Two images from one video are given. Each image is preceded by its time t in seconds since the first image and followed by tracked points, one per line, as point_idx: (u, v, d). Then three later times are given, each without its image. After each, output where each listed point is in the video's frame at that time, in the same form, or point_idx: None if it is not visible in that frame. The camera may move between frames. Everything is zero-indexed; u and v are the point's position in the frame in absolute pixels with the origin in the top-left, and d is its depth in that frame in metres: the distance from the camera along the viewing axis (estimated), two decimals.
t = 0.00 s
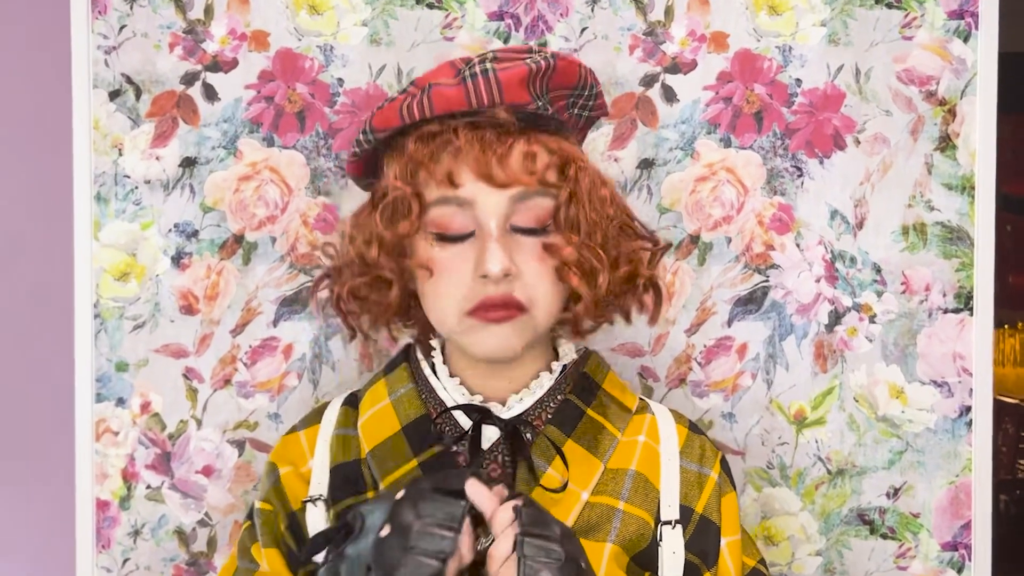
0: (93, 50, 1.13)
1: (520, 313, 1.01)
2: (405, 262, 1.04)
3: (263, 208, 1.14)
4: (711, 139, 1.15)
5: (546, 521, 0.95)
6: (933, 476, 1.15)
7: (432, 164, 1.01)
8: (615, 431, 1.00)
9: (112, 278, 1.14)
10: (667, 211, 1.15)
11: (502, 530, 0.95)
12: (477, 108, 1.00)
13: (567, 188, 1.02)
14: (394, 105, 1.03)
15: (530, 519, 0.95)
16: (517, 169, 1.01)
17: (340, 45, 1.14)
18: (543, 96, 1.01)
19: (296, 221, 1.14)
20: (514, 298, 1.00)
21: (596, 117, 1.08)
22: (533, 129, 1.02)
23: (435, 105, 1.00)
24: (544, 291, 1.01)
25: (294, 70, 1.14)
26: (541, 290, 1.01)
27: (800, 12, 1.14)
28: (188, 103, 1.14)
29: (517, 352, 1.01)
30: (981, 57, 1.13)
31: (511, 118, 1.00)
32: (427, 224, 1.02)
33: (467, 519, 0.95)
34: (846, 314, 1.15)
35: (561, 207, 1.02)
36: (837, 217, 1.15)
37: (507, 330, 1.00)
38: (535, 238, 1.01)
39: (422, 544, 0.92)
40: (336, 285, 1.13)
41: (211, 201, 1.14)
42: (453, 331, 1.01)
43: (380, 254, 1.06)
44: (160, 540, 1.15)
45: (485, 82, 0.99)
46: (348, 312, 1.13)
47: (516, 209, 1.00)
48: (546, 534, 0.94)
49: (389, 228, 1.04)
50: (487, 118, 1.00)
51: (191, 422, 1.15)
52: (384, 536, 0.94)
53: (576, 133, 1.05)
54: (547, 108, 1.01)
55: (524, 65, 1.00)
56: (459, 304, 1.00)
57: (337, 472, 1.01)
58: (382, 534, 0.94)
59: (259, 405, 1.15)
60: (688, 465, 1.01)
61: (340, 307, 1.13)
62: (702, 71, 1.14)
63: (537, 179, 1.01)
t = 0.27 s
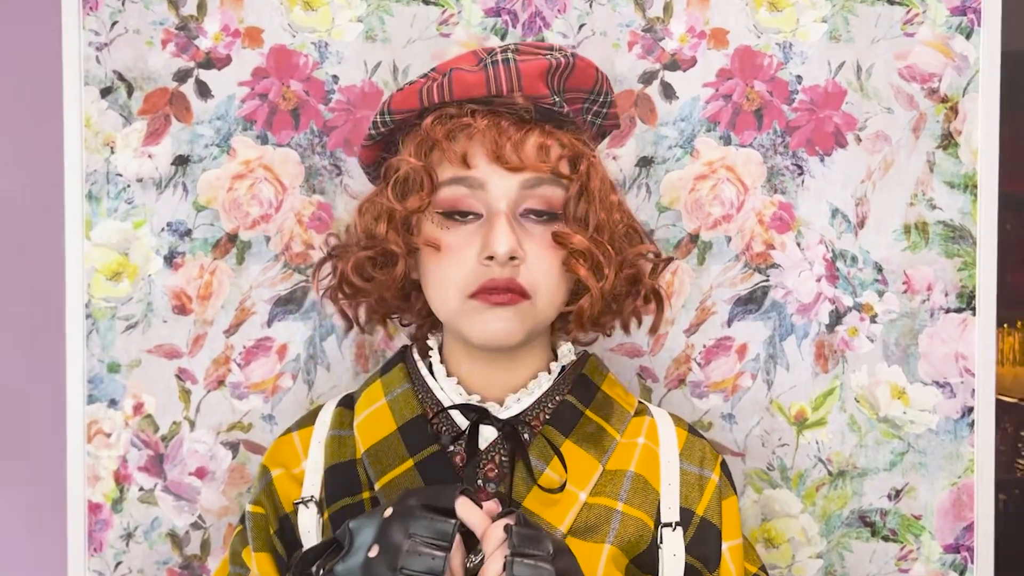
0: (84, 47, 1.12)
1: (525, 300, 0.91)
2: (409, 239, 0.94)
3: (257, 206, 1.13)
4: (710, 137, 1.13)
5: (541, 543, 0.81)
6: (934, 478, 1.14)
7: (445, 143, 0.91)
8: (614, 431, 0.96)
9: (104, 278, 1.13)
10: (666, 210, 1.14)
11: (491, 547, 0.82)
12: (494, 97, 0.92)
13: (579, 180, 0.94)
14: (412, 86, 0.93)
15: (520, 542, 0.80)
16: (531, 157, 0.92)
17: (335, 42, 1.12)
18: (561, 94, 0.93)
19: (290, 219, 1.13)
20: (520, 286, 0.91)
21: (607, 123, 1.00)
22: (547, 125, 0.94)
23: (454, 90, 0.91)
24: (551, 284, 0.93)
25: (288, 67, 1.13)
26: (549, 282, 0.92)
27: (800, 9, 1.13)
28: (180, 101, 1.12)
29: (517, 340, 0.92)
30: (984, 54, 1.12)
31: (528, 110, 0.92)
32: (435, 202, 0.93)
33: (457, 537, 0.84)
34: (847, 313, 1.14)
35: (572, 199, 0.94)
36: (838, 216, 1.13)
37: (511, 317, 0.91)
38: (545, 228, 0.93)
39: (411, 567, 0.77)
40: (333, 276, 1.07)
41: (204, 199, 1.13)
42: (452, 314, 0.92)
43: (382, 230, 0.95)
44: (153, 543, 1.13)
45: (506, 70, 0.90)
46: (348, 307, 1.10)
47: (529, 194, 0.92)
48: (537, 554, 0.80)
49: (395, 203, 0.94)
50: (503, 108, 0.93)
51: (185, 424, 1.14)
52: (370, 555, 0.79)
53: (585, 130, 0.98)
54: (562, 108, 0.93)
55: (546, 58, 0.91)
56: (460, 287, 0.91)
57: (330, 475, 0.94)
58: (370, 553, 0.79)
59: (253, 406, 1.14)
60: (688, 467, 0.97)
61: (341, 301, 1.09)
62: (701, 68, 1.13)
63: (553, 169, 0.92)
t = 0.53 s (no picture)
0: (78, 42, 1.11)
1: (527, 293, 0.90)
2: (412, 234, 0.94)
3: (253, 202, 1.12)
4: (709, 132, 1.13)
5: (557, 547, 0.80)
6: (934, 475, 1.14)
7: (446, 138, 0.91)
8: (614, 427, 0.95)
9: (99, 275, 1.12)
10: (665, 205, 1.13)
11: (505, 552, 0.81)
12: (494, 92, 0.92)
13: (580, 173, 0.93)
14: (412, 83, 0.93)
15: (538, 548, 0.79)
16: (532, 151, 0.91)
17: (331, 37, 1.12)
18: (561, 88, 0.92)
19: (286, 216, 1.12)
20: (522, 280, 0.90)
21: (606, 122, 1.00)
22: (547, 120, 0.94)
23: (454, 86, 0.91)
24: (553, 278, 0.92)
25: (284, 62, 1.12)
26: (551, 276, 0.92)
27: (800, 3, 1.12)
28: (175, 96, 1.11)
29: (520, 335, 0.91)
30: (984, 49, 1.11)
31: (528, 106, 0.92)
32: (438, 198, 0.92)
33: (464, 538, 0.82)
34: (847, 310, 1.13)
35: (573, 193, 0.93)
36: (837, 212, 1.13)
37: (512, 310, 0.90)
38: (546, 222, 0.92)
39: (417, 566, 0.77)
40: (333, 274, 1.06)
41: (199, 195, 1.12)
42: (454, 309, 0.91)
43: (385, 226, 0.94)
44: (148, 541, 1.13)
45: (505, 66, 0.90)
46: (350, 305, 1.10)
47: (530, 188, 0.92)
48: (555, 561, 0.79)
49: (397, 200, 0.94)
50: (503, 104, 0.92)
51: (180, 421, 1.13)
52: (375, 556, 0.79)
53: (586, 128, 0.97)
54: (562, 102, 0.93)
55: (545, 53, 0.91)
56: (463, 281, 0.90)
57: (330, 470, 0.93)
58: (375, 554, 0.79)
59: (249, 404, 1.13)
60: (689, 463, 0.97)
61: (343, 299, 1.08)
62: (700, 63, 1.12)
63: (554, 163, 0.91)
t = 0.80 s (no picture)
0: (73, 39, 1.10)
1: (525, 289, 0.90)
2: (410, 232, 0.93)
3: (249, 200, 1.12)
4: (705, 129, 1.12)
5: (563, 544, 0.80)
6: (931, 471, 1.14)
7: (444, 134, 0.91)
8: (613, 422, 0.95)
9: (95, 272, 1.12)
10: (661, 203, 1.13)
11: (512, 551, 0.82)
12: (492, 88, 0.92)
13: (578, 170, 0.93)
14: (410, 80, 0.93)
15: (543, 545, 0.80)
16: (529, 148, 0.91)
17: (327, 33, 1.11)
18: (558, 85, 0.93)
19: (282, 213, 1.12)
20: (521, 276, 0.90)
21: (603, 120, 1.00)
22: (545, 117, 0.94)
23: (452, 84, 0.91)
24: (551, 274, 0.92)
25: (280, 59, 1.12)
26: (549, 273, 0.92)
27: None
28: (171, 93, 1.11)
29: (520, 331, 0.91)
30: (981, 45, 1.11)
31: (526, 103, 0.92)
32: (435, 194, 0.92)
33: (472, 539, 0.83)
34: (843, 307, 1.13)
35: (571, 189, 0.93)
36: (834, 209, 1.13)
37: (511, 306, 0.90)
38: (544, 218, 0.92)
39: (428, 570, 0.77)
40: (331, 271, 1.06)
41: (195, 193, 1.12)
42: (453, 306, 0.91)
43: (384, 223, 0.94)
44: (145, 538, 1.13)
45: (503, 63, 0.91)
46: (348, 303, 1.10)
47: (527, 184, 0.92)
48: (559, 557, 0.79)
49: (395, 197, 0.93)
50: (501, 101, 0.92)
51: (176, 419, 1.13)
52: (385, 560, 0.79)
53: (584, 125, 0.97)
54: (559, 99, 0.93)
55: (542, 49, 0.91)
56: (461, 278, 0.90)
57: (329, 468, 0.93)
58: (385, 558, 0.78)
59: (245, 401, 1.13)
60: (686, 458, 0.97)
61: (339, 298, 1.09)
62: (697, 60, 1.12)
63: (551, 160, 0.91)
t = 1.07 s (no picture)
0: (73, 39, 1.11)
1: (527, 290, 0.91)
2: (413, 232, 0.94)
3: (248, 200, 1.13)
4: (702, 129, 1.13)
5: (563, 545, 0.81)
6: (926, 469, 1.15)
7: (447, 136, 0.91)
8: (613, 421, 0.96)
9: (95, 272, 1.12)
10: (658, 202, 1.14)
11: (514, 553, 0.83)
12: (495, 90, 0.92)
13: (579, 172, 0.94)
14: (413, 82, 0.94)
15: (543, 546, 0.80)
16: (531, 150, 0.92)
17: (325, 34, 1.12)
18: (560, 87, 0.93)
19: (281, 213, 1.13)
20: (522, 277, 0.90)
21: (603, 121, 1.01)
22: (547, 118, 0.94)
23: (455, 85, 0.92)
24: (552, 275, 0.92)
25: (279, 60, 1.12)
26: (551, 274, 0.92)
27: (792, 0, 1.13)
28: (171, 93, 1.12)
29: (521, 332, 0.91)
30: (976, 46, 1.12)
31: (528, 105, 0.93)
32: (439, 195, 0.93)
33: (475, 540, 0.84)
34: (839, 306, 1.14)
35: (572, 190, 0.94)
36: (829, 208, 1.14)
37: (512, 306, 0.90)
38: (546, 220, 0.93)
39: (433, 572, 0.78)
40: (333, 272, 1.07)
41: (195, 192, 1.12)
42: (455, 306, 0.92)
43: (387, 223, 0.94)
44: (145, 536, 1.13)
45: (506, 64, 0.91)
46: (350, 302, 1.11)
47: (529, 186, 0.92)
48: (559, 558, 0.80)
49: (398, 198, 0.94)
50: (503, 104, 0.93)
51: (176, 418, 1.13)
52: (390, 563, 0.79)
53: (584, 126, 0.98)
54: (560, 101, 0.94)
55: (545, 52, 0.92)
56: (464, 279, 0.91)
57: (332, 467, 0.94)
58: (390, 561, 0.79)
59: (245, 400, 1.14)
60: (686, 456, 0.98)
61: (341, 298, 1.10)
62: (693, 60, 1.13)
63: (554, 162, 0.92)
